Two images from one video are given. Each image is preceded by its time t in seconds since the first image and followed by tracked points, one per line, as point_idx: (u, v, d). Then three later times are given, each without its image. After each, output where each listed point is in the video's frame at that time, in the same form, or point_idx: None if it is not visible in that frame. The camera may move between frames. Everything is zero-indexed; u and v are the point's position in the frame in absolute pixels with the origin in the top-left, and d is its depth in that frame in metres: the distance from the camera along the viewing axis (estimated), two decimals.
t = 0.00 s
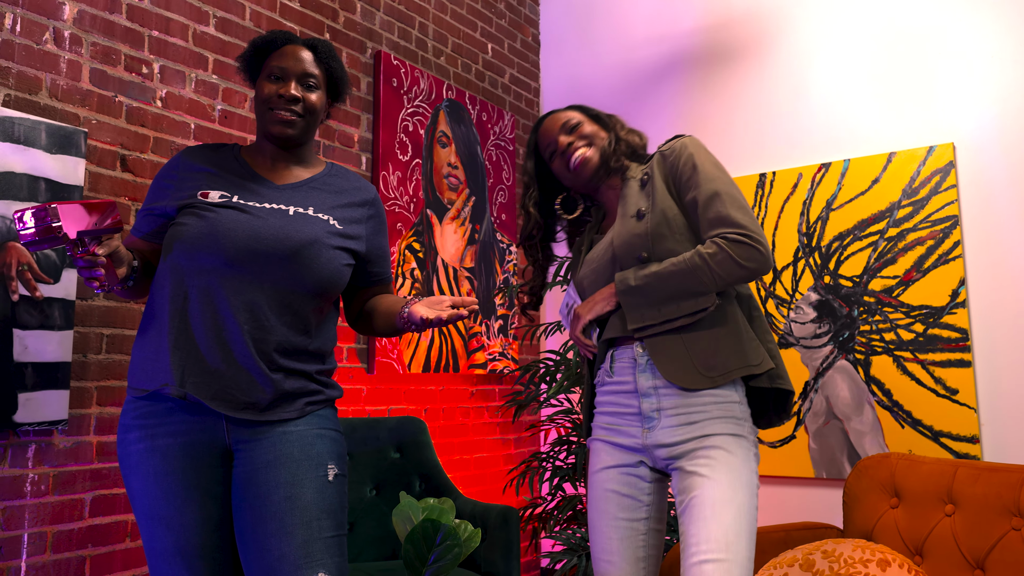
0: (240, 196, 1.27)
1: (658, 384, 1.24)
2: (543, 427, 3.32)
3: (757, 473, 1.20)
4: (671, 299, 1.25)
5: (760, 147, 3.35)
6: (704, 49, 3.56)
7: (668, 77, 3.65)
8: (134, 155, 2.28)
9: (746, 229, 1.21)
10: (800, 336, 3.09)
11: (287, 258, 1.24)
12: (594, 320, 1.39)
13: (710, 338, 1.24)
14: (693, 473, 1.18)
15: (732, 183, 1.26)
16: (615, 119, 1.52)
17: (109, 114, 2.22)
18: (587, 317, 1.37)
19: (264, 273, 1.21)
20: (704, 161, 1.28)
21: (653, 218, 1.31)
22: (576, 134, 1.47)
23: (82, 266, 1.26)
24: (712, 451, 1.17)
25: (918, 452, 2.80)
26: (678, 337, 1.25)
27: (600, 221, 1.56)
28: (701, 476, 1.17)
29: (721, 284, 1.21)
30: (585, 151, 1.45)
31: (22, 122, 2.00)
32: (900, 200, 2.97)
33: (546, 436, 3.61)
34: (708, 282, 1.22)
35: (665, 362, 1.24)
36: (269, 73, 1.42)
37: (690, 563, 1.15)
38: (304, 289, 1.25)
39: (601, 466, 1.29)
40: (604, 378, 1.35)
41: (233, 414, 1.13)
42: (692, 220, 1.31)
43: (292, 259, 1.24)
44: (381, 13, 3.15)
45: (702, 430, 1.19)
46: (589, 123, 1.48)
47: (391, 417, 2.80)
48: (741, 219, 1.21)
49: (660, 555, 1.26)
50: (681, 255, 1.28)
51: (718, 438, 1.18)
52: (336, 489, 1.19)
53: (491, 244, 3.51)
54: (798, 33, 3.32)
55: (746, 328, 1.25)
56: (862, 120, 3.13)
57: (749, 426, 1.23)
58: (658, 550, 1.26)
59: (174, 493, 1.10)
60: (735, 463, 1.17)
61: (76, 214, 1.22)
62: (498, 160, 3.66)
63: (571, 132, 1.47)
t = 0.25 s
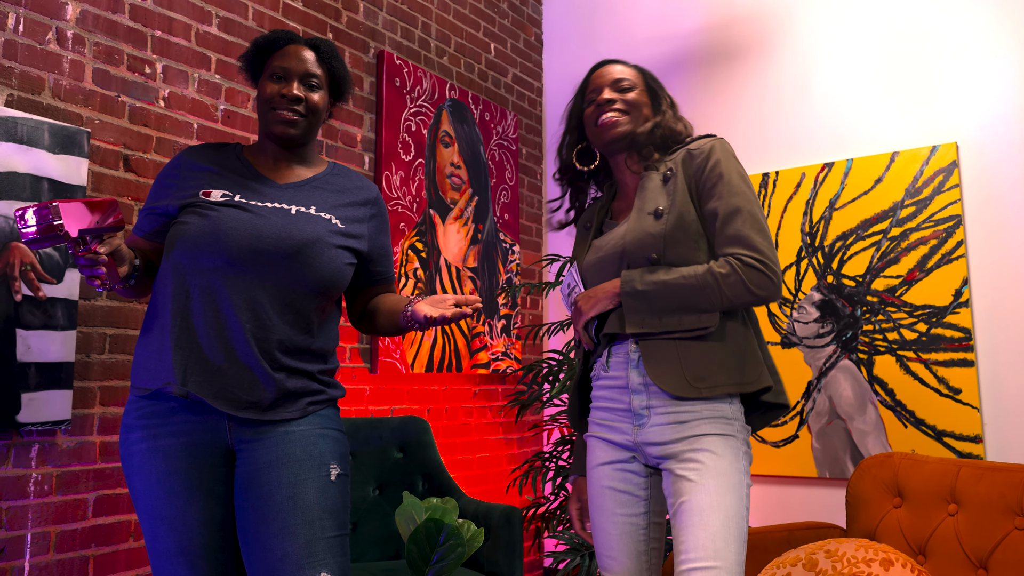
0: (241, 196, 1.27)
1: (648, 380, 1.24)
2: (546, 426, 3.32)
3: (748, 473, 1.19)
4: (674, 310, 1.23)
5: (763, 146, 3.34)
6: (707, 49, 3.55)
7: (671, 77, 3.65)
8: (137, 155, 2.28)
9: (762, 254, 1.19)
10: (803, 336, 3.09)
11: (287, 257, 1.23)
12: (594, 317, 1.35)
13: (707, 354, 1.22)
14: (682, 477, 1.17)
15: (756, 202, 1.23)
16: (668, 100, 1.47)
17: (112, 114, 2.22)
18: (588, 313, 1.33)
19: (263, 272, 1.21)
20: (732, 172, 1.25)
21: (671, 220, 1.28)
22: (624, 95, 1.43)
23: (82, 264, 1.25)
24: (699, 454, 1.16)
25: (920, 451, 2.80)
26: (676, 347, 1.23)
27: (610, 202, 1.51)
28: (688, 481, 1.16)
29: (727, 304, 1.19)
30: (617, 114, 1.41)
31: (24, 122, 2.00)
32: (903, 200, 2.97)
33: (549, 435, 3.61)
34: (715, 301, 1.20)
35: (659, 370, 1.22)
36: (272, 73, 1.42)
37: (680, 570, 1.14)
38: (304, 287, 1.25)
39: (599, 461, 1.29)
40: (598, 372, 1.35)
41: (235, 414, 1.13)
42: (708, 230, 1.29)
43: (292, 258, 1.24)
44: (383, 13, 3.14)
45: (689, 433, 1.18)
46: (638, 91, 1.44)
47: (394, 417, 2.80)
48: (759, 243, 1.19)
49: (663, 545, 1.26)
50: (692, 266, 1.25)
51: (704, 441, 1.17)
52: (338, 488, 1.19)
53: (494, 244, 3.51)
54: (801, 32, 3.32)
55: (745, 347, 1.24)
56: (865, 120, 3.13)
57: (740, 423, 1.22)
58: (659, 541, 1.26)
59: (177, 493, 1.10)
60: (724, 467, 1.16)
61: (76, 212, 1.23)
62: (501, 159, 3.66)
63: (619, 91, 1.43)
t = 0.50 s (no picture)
0: (242, 196, 1.27)
1: (657, 381, 1.24)
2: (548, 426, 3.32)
3: (754, 474, 1.19)
4: (690, 315, 1.22)
5: (765, 145, 3.34)
6: (708, 48, 3.55)
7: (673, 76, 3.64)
8: (139, 155, 2.28)
9: (780, 262, 1.18)
10: (805, 335, 3.09)
11: (290, 257, 1.23)
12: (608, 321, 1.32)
13: (720, 360, 1.22)
14: (689, 479, 1.17)
15: (771, 209, 1.23)
16: (682, 99, 1.46)
17: (114, 114, 2.22)
18: (602, 317, 1.30)
19: (266, 272, 1.21)
20: (747, 178, 1.25)
21: (686, 224, 1.28)
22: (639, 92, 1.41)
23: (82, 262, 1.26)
24: (707, 456, 1.17)
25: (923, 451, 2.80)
26: (689, 352, 1.23)
27: (617, 198, 1.50)
28: (695, 482, 1.16)
29: (743, 312, 1.19)
30: (632, 114, 1.39)
31: (27, 122, 2.00)
32: (905, 199, 2.96)
33: (551, 435, 3.61)
34: (731, 308, 1.19)
35: (673, 375, 1.21)
36: (272, 73, 1.42)
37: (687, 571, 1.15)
38: (307, 287, 1.25)
39: (602, 461, 1.28)
40: (606, 373, 1.34)
41: (237, 414, 1.13)
42: (722, 235, 1.29)
43: (295, 257, 1.24)
44: (385, 13, 3.14)
45: (696, 434, 1.18)
46: (652, 90, 1.42)
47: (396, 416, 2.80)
48: (777, 251, 1.19)
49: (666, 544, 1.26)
50: (707, 273, 1.25)
51: (711, 442, 1.17)
52: (340, 488, 1.19)
53: (496, 244, 3.51)
54: (803, 31, 3.32)
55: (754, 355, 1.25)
56: (867, 119, 3.13)
57: (746, 426, 1.22)
58: (663, 540, 1.26)
59: (179, 493, 1.10)
60: (731, 469, 1.16)
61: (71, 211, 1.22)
62: (503, 159, 3.66)
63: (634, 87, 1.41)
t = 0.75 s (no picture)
0: (242, 195, 1.27)
1: (664, 382, 1.23)
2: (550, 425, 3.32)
3: (761, 472, 1.19)
4: (693, 313, 1.22)
5: (767, 144, 3.34)
6: (710, 48, 3.55)
7: (674, 76, 3.64)
8: (141, 154, 2.28)
9: (779, 253, 1.18)
10: (807, 335, 3.09)
11: (291, 255, 1.23)
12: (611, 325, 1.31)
13: (726, 355, 1.22)
14: (695, 476, 1.17)
15: (767, 201, 1.22)
16: (675, 100, 1.45)
17: (116, 114, 2.22)
18: (606, 321, 1.29)
19: (268, 271, 1.21)
20: (741, 171, 1.24)
21: (682, 222, 1.27)
22: (635, 96, 1.39)
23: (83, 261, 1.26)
24: (713, 454, 1.17)
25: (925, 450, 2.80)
26: (694, 350, 1.23)
27: (614, 201, 1.50)
28: (701, 480, 1.16)
29: (746, 306, 1.19)
30: (628, 121, 1.38)
31: (28, 122, 2.00)
32: (907, 198, 2.96)
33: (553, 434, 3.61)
34: (733, 303, 1.19)
35: (680, 374, 1.21)
36: (271, 72, 1.42)
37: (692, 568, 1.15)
38: (308, 285, 1.25)
39: (610, 460, 1.28)
40: (611, 375, 1.33)
41: (239, 413, 1.14)
42: (719, 230, 1.28)
43: (296, 256, 1.24)
44: (387, 12, 3.14)
45: (705, 433, 1.18)
46: (648, 94, 1.40)
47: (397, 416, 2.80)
48: (775, 242, 1.18)
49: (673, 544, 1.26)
50: (707, 269, 1.25)
51: (718, 440, 1.17)
52: (342, 487, 1.19)
53: (497, 243, 3.51)
54: (805, 31, 3.31)
55: (758, 348, 1.25)
56: (869, 119, 3.12)
57: (753, 423, 1.22)
58: (669, 540, 1.26)
59: (181, 492, 1.10)
60: (737, 466, 1.16)
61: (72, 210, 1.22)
62: (504, 158, 3.66)
63: (630, 91, 1.39)
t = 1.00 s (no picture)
0: (241, 188, 1.27)
1: (661, 374, 1.23)
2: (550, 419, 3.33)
3: (759, 465, 1.19)
4: (685, 305, 1.22)
5: (767, 138, 3.33)
6: (711, 41, 3.54)
7: (675, 69, 3.63)
8: (140, 148, 2.27)
9: (769, 244, 1.18)
10: (807, 329, 3.09)
11: (291, 248, 1.23)
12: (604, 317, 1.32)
13: (719, 345, 1.22)
14: (694, 469, 1.17)
15: (758, 191, 1.22)
16: (663, 90, 1.42)
17: (116, 107, 2.22)
18: (597, 312, 1.30)
19: (269, 264, 1.21)
20: (732, 161, 1.24)
21: (675, 214, 1.27)
22: (623, 90, 1.38)
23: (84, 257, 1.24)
24: (711, 447, 1.17)
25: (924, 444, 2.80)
26: (687, 341, 1.22)
27: (607, 194, 1.49)
28: (700, 473, 1.16)
29: (738, 297, 1.19)
30: (618, 115, 1.37)
31: (27, 116, 1.99)
32: (908, 192, 2.96)
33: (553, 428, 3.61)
34: (725, 294, 1.19)
35: (672, 366, 1.21)
36: (268, 67, 1.41)
37: (690, 561, 1.15)
38: (309, 278, 1.24)
39: (608, 455, 1.28)
40: (609, 368, 1.33)
41: (238, 406, 1.13)
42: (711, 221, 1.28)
43: (296, 249, 1.24)
44: (387, 6, 3.13)
45: (703, 425, 1.18)
46: (637, 87, 1.39)
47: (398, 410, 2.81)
48: (766, 232, 1.18)
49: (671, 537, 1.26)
50: (699, 261, 1.24)
51: (716, 432, 1.17)
52: (342, 480, 1.19)
53: (498, 237, 3.51)
54: (806, 24, 3.30)
55: (754, 338, 1.24)
56: (870, 112, 3.12)
57: (751, 414, 1.22)
58: (668, 534, 1.26)
59: (182, 485, 1.10)
60: (736, 459, 1.16)
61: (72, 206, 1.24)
62: (504, 152, 3.65)
63: (618, 85, 1.38)
